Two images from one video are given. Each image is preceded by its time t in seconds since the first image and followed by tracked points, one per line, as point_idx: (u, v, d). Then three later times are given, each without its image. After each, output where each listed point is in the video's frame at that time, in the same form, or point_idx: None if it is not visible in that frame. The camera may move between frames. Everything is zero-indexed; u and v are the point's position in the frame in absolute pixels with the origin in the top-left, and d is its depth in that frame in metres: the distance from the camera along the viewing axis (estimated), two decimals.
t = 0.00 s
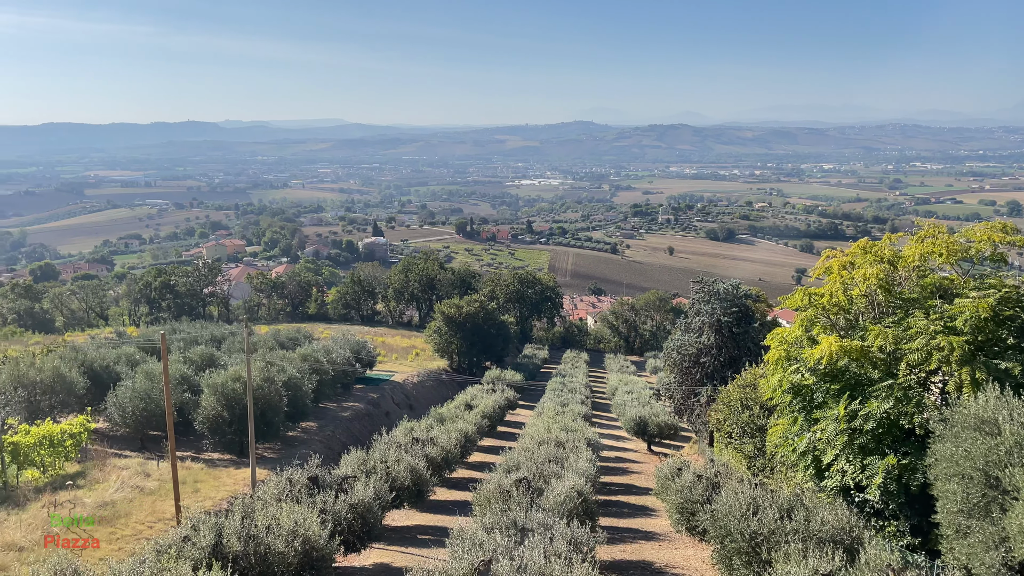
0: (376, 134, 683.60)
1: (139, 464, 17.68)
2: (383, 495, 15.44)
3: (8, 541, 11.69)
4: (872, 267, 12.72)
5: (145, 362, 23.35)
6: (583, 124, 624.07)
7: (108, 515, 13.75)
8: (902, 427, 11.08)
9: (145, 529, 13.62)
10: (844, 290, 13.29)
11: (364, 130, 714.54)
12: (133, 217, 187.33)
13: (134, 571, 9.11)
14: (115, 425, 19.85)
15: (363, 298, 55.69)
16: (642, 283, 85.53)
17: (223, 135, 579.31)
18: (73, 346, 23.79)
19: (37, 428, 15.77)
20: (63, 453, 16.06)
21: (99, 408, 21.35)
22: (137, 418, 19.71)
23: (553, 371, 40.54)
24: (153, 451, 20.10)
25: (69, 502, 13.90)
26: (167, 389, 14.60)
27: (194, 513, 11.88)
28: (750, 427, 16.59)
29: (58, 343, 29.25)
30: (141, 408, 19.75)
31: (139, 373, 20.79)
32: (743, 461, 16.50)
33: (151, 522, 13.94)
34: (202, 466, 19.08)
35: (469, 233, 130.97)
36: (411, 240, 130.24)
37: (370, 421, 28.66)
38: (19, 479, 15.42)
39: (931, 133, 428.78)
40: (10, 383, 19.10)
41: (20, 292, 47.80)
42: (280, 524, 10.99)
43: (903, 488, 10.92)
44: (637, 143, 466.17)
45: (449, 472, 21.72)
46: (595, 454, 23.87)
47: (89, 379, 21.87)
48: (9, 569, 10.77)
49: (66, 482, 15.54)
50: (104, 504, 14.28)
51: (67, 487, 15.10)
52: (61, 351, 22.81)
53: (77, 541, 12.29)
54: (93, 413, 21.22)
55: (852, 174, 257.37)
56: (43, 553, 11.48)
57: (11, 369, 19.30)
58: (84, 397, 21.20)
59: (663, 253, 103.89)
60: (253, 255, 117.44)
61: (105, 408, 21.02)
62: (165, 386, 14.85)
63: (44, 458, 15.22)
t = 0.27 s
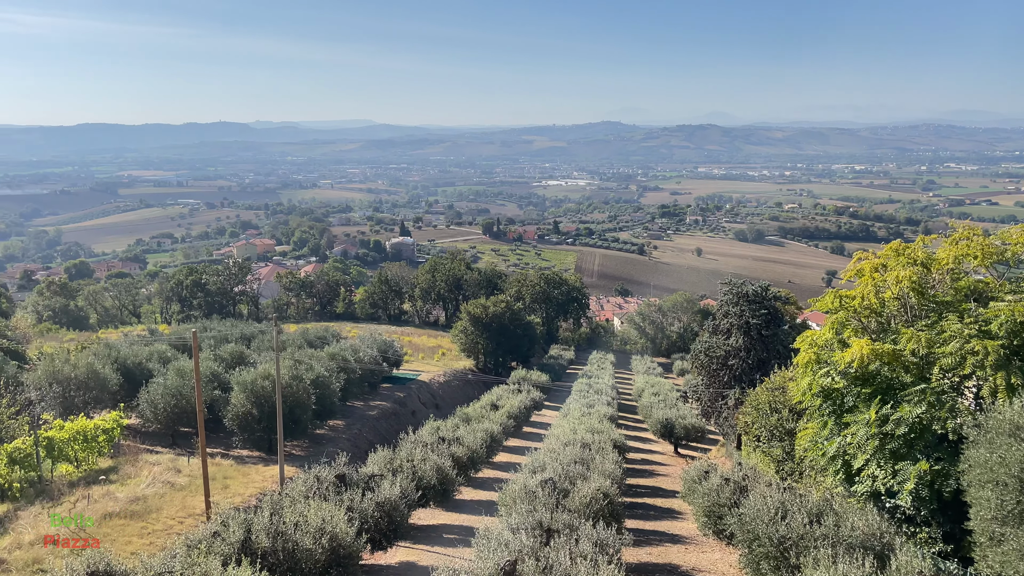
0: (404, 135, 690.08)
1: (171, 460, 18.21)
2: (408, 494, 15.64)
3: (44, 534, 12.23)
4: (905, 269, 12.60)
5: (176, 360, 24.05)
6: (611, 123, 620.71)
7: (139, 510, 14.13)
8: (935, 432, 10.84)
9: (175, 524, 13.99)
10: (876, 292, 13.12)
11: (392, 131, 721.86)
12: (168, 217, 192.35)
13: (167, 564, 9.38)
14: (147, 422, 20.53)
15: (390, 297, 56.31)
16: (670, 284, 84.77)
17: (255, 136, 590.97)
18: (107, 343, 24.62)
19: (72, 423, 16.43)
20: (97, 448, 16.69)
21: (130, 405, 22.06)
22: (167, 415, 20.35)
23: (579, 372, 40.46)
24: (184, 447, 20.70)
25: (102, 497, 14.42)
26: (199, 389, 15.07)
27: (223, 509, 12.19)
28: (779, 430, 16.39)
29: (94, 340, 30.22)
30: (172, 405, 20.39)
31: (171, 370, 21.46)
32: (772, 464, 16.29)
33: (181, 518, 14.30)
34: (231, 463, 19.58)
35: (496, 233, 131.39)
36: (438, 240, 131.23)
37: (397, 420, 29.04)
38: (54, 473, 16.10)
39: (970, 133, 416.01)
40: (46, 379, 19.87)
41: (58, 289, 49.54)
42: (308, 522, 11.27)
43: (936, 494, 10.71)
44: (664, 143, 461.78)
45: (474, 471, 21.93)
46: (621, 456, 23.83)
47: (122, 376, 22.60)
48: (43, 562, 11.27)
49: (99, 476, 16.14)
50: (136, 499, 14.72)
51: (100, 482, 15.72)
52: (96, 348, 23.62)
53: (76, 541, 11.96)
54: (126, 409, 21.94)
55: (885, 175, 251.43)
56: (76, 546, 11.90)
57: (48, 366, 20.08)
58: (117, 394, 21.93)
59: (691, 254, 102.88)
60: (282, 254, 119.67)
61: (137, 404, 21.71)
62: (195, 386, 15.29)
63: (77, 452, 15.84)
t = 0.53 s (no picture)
0: (431, 136, 695.04)
1: (202, 456, 18.73)
2: (435, 493, 15.83)
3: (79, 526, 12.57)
4: (940, 272, 12.63)
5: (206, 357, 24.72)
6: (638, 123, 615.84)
7: (170, 505, 14.42)
8: (969, 437, 10.67)
9: (205, 519, 14.29)
10: (909, 295, 12.97)
11: (420, 131, 727.40)
12: (202, 216, 197.14)
13: (196, 557, 9.82)
14: (179, 418, 21.20)
15: (418, 297, 56.93)
16: (698, 285, 83.81)
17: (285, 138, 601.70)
18: (140, 340, 25.39)
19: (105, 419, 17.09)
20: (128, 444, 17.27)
21: (162, 401, 22.72)
22: (198, 412, 20.97)
23: (606, 373, 40.39)
24: (214, 444, 21.28)
25: (135, 492, 14.79)
26: (229, 387, 15.47)
27: (252, 506, 12.60)
28: (809, 434, 16.19)
29: (129, 337, 31.11)
30: (202, 402, 21.02)
31: (202, 367, 22.08)
32: (801, 469, 16.13)
33: (211, 513, 14.61)
34: (261, 460, 20.09)
35: (523, 233, 131.50)
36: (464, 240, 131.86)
37: (423, 419, 29.42)
38: (88, 468, 16.50)
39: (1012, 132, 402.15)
40: (81, 375, 20.61)
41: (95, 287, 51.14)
42: (335, 518, 11.55)
43: (970, 501, 10.52)
44: (693, 143, 456.52)
45: (501, 472, 22.12)
46: (648, 458, 23.76)
47: (155, 373, 23.30)
48: (79, 554, 11.51)
49: (132, 471, 16.64)
50: (167, 494, 15.07)
51: (133, 477, 16.19)
52: (130, 345, 24.39)
53: (75, 542, 11.83)
54: (158, 405, 22.63)
55: (920, 176, 244.97)
56: (111, 540, 12.06)
57: (83, 363, 20.84)
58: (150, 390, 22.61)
59: (719, 256, 101.63)
60: (311, 254, 121.65)
61: (169, 401, 22.40)
62: (226, 384, 15.68)
63: (110, 448, 16.55)
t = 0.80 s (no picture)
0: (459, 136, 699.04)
1: (232, 453, 19.31)
2: (461, 492, 16.04)
3: (110, 521, 12.86)
4: (975, 275, 12.36)
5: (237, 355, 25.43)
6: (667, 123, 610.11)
7: (201, 500, 14.90)
8: (1004, 442, 10.45)
9: (235, 515, 14.68)
10: (943, 298, 12.73)
11: (447, 132, 732.21)
12: (234, 216, 201.69)
13: (225, 552, 9.89)
14: (210, 414, 21.91)
15: (444, 297, 57.47)
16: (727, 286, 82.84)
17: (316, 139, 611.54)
18: (173, 337, 26.16)
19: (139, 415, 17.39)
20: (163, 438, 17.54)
21: (193, 397, 23.49)
22: (228, 408, 21.64)
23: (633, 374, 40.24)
24: (242, 441, 21.88)
25: (167, 487, 15.36)
26: (259, 386, 15.90)
27: (282, 502, 12.90)
28: (839, 438, 15.99)
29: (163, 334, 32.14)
30: (232, 399, 21.66)
31: (232, 365, 22.75)
32: (831, 472, 15.92)
33: (241, 509, 14.96)
34: (289, 456, 20.59)
35: (550, 234, 131.54)
36: (491, 240, 132.38)
37: (450, 418, 29.76)
38: (120, 463, 17.30)
39: None
40: (114, 372, 21.47)
41: (129, 284, 52.62)
42: (362, 516, 11.71)
43: (1004, 507, 10.31)
44: (722, 143, 450.75)
45: (526, 472, 22.29)
46: (675, 460, 23.65)
47: (186, 370, 24.11)
48: (111, 548, 11.85)
49: (163, 467, 17.34)
50: (198, 489, 15.57)
51: (164, 472, 16.80)
52: (163, 342, 25.22)
53: (77, 540, 11.83)
54: (190, 401, 23.42)
55: (957, 176, 238.07)
56: (139, 535, 12.43)
57: (116, 360, 21.74)
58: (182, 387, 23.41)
59: (749, 257, 100.31)
60: (340, 253, 123.60)
61: (199, 397, 23.14)
62: (256, 383, 16.12)
63: (144, 443, 16.86)
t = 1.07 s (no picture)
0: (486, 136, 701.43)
1: (261, 449, 19.78)
2: (487, 491, 16.23)
3: (143, 516, 13.12)
4: (1011, 277, 12.07)
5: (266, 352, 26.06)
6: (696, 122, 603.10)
7: (230, 496, 15.28)
8: None
9: (264, 510, 14.97)
10: (979, 300, 12.47)
11: (475, 132, 735.34)
12: (265, 215, 205.61)
13: (254, 549, 10.05)
14: (240, 411, 22.44)
15: (471, 296, 57.93)
16: (757, 287, 81.63)
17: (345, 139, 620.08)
18: (204, 335, 26.94)
19: (170, 411, 18.26)
20: (192, 434, 18.39)
21: (223, 393, 24.08)
22: (258, 405, 22.18)
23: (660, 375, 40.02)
24: (271, 437, 22.33)
25: (197, 482, 15.80)
26: (288, 384, 16.29)
27: (309, 499, 13.20)
28: (870, 442, 15.76)
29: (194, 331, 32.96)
30: (262, 396, 22.20)
31: (262, 362, 23.33)
32: (862, 476, 15.69)
33: (270, 505, 15.27)
34: (318, 454, 21.02)
35: (577, 233, 131.26)
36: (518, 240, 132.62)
37: (476, 417, 30.03)
38: (152, 458, 17.68)
39: None
40: (147, 368, 22.16)
41: (163, 282, 54.11)
42: (389, 513, 11.90)
43: None
44: (751, 142, 444.21)
45: (552, 472, 22.41)
46: (702, 463, 23.53)
47: (217, 367, 24.76)
48: (142, 541, 12.08)
49: (193, 462, 17.74)
50: (228, 484, 16.02)
51: (195, 467, 17.26)
52: (194, 340, 25.98)
53: (75, 540, 11.69)
54: (220, 398, 24.05)
55: (997, 176, 230.94)
56: (170, 529, 12.71)
57: (149, 356, 22.45)
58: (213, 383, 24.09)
59: (779, 257, 98.74)
60: (369, 252, 125.20)
61: (229, 394, 23.74)
62: (285, 381, 16.53)
63: (175, 438, 17.64)
